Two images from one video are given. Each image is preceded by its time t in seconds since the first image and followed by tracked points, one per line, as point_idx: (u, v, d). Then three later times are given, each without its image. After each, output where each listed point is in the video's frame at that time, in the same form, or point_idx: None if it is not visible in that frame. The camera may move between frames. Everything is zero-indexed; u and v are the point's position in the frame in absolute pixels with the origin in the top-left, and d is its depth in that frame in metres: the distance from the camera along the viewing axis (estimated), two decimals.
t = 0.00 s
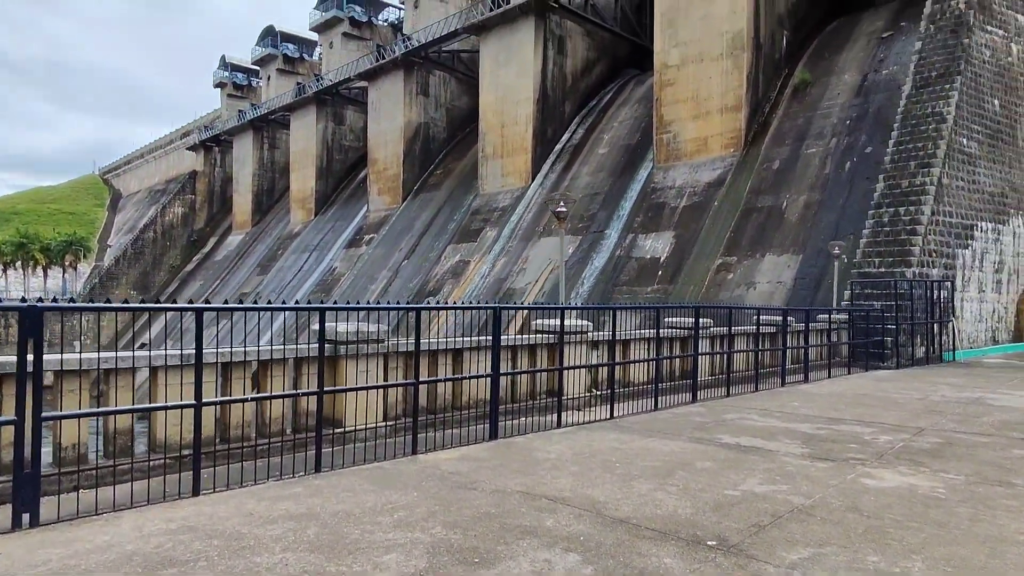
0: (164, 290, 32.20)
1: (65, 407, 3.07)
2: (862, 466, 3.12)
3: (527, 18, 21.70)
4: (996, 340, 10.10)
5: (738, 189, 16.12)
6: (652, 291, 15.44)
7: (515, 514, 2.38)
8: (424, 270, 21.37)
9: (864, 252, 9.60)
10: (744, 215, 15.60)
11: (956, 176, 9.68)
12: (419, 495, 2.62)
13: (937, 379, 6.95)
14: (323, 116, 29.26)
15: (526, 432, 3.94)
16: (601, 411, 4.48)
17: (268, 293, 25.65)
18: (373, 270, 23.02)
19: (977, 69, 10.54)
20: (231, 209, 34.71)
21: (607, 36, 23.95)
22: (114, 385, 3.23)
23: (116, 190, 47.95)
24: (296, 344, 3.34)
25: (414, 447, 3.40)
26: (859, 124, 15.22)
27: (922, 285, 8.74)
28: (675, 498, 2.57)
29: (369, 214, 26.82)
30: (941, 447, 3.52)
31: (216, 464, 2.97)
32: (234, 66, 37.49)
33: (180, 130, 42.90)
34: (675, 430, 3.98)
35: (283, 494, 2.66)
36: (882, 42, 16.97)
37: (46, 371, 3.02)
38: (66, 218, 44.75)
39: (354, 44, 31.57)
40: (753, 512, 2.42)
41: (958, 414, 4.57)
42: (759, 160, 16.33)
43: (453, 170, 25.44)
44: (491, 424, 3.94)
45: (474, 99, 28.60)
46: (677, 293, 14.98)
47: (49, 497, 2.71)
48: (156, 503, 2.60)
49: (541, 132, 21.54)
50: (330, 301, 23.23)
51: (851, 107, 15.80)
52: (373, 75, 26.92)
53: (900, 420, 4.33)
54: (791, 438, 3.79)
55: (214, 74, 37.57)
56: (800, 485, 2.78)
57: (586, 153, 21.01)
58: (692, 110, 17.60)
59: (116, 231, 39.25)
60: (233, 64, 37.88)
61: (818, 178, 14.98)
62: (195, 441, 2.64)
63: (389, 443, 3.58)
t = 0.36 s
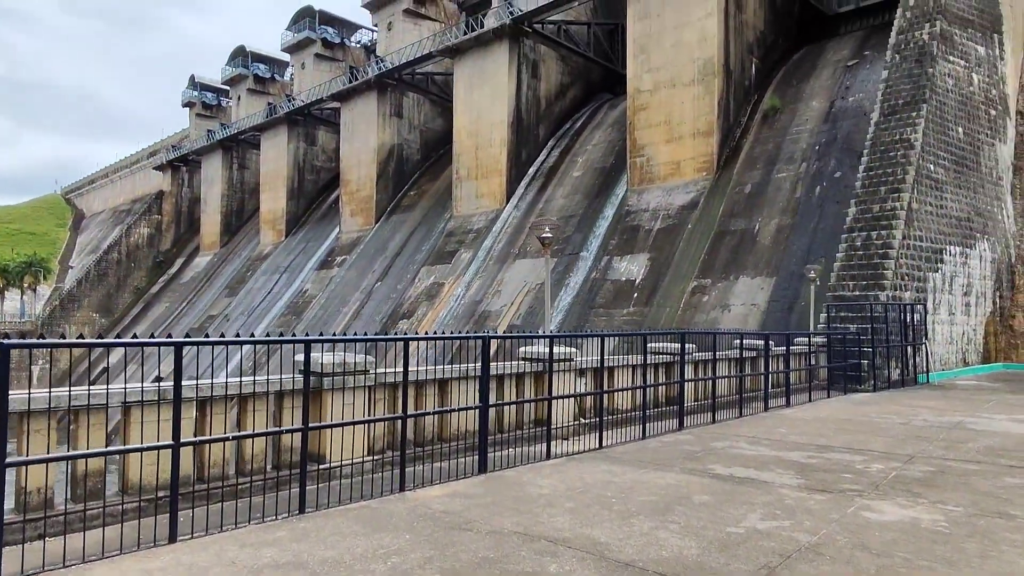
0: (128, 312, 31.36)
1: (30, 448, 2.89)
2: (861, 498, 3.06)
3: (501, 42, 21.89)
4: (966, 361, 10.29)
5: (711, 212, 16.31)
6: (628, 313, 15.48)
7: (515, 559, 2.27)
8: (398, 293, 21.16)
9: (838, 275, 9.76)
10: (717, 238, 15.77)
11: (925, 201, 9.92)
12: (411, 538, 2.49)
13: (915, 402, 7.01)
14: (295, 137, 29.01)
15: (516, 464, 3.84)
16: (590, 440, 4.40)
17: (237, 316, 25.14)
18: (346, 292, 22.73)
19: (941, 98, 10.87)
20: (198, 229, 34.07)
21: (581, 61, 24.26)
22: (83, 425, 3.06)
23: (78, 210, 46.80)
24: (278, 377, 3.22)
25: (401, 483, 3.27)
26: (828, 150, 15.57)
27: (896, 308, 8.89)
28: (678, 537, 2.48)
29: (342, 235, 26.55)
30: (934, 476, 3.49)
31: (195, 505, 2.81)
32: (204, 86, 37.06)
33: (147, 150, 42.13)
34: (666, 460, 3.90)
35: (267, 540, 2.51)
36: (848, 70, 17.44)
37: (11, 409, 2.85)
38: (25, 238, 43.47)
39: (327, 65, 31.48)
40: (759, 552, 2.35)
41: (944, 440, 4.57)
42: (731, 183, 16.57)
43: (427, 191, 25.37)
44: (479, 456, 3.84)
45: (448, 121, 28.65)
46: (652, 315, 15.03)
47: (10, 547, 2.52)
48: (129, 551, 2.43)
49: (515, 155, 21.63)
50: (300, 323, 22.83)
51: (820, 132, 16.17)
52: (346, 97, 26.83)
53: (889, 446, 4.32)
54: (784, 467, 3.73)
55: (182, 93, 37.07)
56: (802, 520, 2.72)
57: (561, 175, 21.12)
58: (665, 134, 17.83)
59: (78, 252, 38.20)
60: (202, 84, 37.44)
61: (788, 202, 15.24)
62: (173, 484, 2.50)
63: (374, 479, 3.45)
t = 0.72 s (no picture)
0: (104, 330, 30.75)
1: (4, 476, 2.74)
2: (871, 523, 2.98)
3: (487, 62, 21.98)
4: (953, 381, 10.34)
5: (696, 232, 16.37)
6: (614, 332, 15.43)
7: None
8: (381, 311, 20.94)
9: (826, 295, 9.80)
10: (703, 257, 15.81)
11: (910, 221, 10.01)
12: (410, 572, 2.36)
13: (905, 421, 6.98)
14: (278, 154, 28.84)
15: (514, 488, 3.71)
16: (587, 463, 4.28)
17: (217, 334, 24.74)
18: (329, 310, 22.48)
19: (924, 120, 11.03)
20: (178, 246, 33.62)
21: (566, 81, 24.44)
22: (60, 452, 2.91)
23: (55, 226, 46.07)
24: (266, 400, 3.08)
25: (396, 511, 3.13)
26: (811, 171, 15.75)
27: (884, 327, 8.92)
28: (691, 568, 2.37)
29: (325, 253, 26.33)
30: (941, 500, 3.41)
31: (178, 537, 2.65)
32: (186, 102, 36.81)
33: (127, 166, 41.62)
34: (666, 484, 3.79)
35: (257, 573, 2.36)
36: (830, 93, 17.72)
37: None
38: None
39: (312, 82, 31.44)
40: None
41: (945, 461, 4.52)
42: (716, 203, 16.66)
43: (412, 209, 25.27)
44: (474, 480, 3.71)
45: (432, 139, 28.67)
46: (639, 334, 15.00)
47: None
48: None
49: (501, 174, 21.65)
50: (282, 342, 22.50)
51: (803, 153, 16.36)
52: (331, 115, 26.76)
53: (890, 469, 4.24)
54: (788, 491, 3.64)
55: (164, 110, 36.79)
56: (815, 548, 2.62)
57: (546, 194, 21.15)
58: (650, 154, 17.94)
59: (54, 269, 37.49)
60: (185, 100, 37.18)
61: (773, 221, 15.35)
62: (156, 515, 2.35)
63: (367, 506, 3.31)
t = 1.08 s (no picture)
0: (88, 339, 30.29)
1: None
2: (892, 543, 2.89)
3: (478, 71, 21.96)
4: (947, 392, 10.34)
5: (688, 242, 16.36)
6: (607, 342, 15.36)
7: None
8: (371, 320, 20.76)
9: (821, 306, 9.78)
10: (695, 267, 15.78)
11: (903, 232, 10.02)
12: None
13: (905, 434, 6.92)
14: (267, 161, 28.64)
15: (520, 505, 3.59)
16: (592, 479, 4.17)
17: (203, 343, 24.46)
18: (317, 319, 22.25)
19: (915, 132, 11.09)
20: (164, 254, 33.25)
21: (557, 92, 24.47)
22: (46, 471, 2.77)
23: (37, 233, 45.42)
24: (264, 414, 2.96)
25: (400, 530, 2.98)
26: (803, 182, 15.80)
27: (881, 338, 8.90)
28: None
29: (314, 261, 26.11)
30: (958, 516, 3.34)
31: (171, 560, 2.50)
32: (174, 109, 36.52)
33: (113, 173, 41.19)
34: (675, 500, 3.68)
35: None
36: (820, 105, 17.83)
37: None
38: None
39: (301, 90, 31.30)
40: None
41: (953, 476, 4.45)
42: (708, 214, 16.67)
43: (402, 218, 25.14)
44: (478, 497, 3.58)
45: (423, 148, 28.59)
46: (631, 345, 14.94)
47: None
48: None
49: (492, 183, 21.58)
50: (269, 352, 22.23)
51: (794, 164, 16.43)
52: (320, 122, 26.62)
53: (900, 483, 4.17)
54: (801, 507, 3.54)
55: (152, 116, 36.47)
56: (840, 571, 2.53)
57: (538, 203, 21.09)
58: (642, 164, 17.93)
59: (37, 276, 36.94)
60: (172, 107, 36.89)
61: (765, 232, 15.36)
62: (149, 538, 2.20)
63: (369, 525, 3.17)
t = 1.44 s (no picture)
0: (65, 337, 29.74)
1: None
2: (908, 544, 2.85)
3: (465, 69, 21.84)
4: (934, 392, 10.42)
5: (676, 242, 16.37)
6: (595, 341, 15.35)
7: None
8: (356, 320, 20.57)
9: (812, 306, 9.81)
10: (683, 267, 15.80)
11: (893, 233, 10.08)
12: None
13: (898, 433, 6.93)
14: (250, 158, 28.30)
15: (525, 507, 3.51)
16: (595, 479, 4.10)
17: (185, 342, 24.13)
18: (301, 318, 22.00)
19: (903, 134, 11.16)
20: (145, 252, 32.74)
21: (545, 91, 24.42)
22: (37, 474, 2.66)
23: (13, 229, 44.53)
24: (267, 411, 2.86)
25: (406, 533, 2.89)
26: (790, 182, 15.88)
27: (872, 337, 8.94)
28: None
29: (298, 260, 25.84)
30: (968, 517, 3.31)
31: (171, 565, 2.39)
32: (155, 105, 35.97)
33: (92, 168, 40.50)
34: (683, 501, 3.62)
35: None
36: (807, 106, 17.94)
37: None
38: None
39: (285, 86, 30.95)
40: None
41: (954, 475, 4.44)
42: (696, 214, 16.69)
43: (387, 216, 24.94)
44: (482, 498, 3.50)
45: (409, 146, 28.39)
46: (619, 344, 14.93)
47: None
48: None
49: (479, 181, 21.48)
50: (252, 351, 21.95)
51: (781, 165, 16.50)
52: (305, 119, 26.33)
53: (904, 483, 4.15)
54: (810, 508, 3.50)
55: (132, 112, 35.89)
56: (859, 573, 2.48)
57: (525, 202, 21.02)
58: (630, 164, 17.92)
59: (13, 274, 36.20)
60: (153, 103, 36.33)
61: (752, 233, 15.41)
62: (150, 541, 2.10)
63: (372, 527, 3.08)
